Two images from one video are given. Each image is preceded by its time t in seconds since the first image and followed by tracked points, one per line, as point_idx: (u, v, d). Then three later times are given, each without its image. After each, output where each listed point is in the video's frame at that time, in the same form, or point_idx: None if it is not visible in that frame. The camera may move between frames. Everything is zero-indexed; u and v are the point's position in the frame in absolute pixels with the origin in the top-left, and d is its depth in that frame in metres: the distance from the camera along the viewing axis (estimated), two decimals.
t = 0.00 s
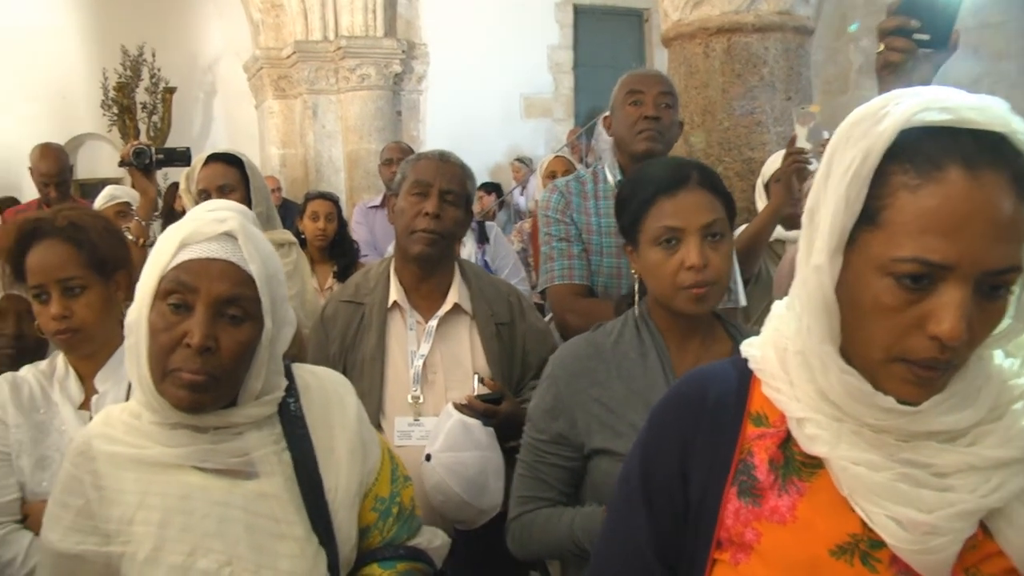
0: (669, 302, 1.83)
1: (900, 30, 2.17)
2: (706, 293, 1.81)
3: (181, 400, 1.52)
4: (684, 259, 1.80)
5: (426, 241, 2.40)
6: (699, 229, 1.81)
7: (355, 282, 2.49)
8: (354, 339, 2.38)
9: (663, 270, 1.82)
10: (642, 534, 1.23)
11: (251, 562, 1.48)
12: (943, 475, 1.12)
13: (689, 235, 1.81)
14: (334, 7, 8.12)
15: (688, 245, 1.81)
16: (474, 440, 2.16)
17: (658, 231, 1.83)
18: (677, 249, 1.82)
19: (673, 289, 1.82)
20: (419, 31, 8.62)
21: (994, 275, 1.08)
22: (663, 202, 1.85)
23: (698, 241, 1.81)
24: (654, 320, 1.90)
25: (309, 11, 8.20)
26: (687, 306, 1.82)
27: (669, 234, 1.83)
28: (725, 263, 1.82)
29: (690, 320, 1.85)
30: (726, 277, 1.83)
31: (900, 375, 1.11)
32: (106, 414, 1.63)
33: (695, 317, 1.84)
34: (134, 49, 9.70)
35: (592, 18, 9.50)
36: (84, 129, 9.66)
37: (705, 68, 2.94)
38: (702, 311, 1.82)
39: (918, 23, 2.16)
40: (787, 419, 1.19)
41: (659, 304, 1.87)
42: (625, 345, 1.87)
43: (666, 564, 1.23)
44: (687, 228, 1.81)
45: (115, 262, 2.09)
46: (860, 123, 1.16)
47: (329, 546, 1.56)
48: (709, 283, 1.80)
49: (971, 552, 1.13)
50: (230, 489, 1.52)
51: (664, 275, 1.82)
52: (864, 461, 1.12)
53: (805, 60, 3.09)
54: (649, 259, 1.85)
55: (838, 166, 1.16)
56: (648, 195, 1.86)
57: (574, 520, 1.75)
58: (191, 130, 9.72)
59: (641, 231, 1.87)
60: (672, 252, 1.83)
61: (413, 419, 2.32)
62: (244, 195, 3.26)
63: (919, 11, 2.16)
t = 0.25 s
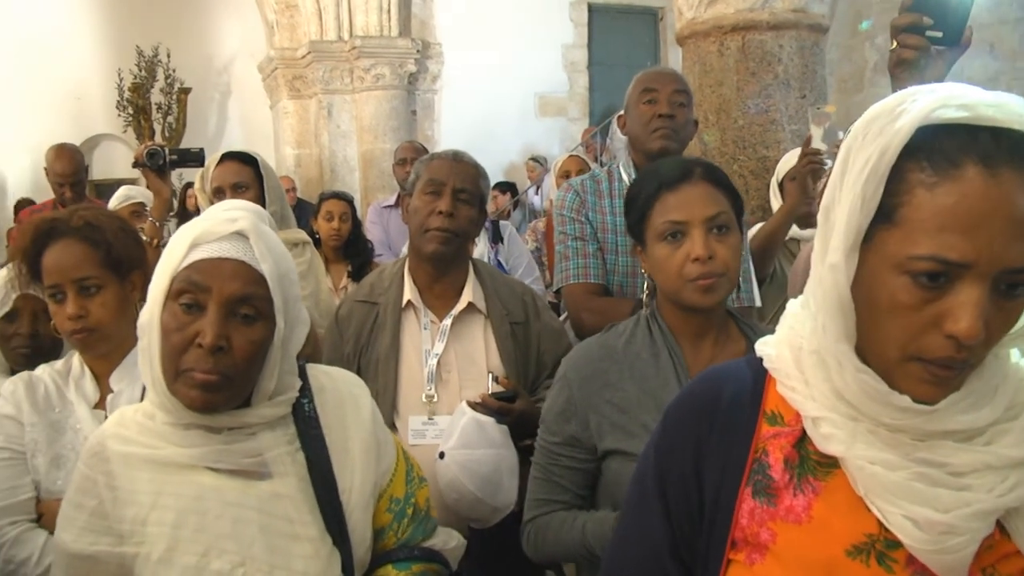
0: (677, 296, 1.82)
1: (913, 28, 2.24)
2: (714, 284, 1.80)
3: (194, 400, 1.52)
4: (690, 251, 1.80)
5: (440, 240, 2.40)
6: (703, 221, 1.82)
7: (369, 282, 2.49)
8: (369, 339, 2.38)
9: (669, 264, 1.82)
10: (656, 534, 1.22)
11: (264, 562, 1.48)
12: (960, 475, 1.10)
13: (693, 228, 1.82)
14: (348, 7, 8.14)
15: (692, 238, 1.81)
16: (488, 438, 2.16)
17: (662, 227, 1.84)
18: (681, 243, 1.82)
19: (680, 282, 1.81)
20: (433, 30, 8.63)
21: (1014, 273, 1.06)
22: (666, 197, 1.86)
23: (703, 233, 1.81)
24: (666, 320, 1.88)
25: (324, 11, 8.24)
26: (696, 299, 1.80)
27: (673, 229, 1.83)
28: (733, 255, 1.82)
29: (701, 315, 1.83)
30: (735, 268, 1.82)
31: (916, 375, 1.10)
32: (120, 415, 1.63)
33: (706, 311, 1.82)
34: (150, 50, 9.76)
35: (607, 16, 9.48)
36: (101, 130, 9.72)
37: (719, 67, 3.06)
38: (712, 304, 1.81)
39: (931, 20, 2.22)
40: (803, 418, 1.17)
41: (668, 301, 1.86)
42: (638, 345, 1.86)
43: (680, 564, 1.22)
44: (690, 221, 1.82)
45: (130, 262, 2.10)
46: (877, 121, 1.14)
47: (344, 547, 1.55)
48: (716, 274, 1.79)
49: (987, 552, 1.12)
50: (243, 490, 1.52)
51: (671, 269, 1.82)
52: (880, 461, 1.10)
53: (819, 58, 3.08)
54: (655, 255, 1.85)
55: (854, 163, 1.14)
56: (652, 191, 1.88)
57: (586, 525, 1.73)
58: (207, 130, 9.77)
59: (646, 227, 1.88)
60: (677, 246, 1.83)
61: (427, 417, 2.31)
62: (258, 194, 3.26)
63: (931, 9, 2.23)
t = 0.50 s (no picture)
0: (679, 293, 1.82)
1: (918, 27, 2.23)
2: (715, 279, 1.79)
3: (199, 400, 1.51)
4: (689, 247, 1.80)
5: (448, 240, 2.40)
6: (701, 217, 1.82)
7: (377, 282, 2.49)
8: (376, 339, 2.38)
9: (669, 261, 1.82)
10: (664, 534, 1.21)
11: (271, 563, 1.48)
12: (968, 473, 1.09)
13: (691, 224, 1.82)
14: (355, 8, 8.15)
15: (690, 234, 1.81)
16: (499, 437, 2.15)
17: (660, 225, 1.85)
18: (680, 240, 1.82)
19: (681, 278, 1.81)
20: (440, 31, 8.63)
21: (1022, 271, 1.05)
22: (664, 196, 1.87)
23: (701, 228, 1.81)
24: (670, 320, 1.87)
25: (331, 12, 8.25)
26: (697, 295, 1.80)
27: (672, 226, 1.83)
28: (733, 249, 1.81)
29: (704, 312, 1.82)
30: (736, 262, 1.81)
31: (924, 374, 1.09)
32: (127, 416, 1.63)
33: (708, 306, 1.81)
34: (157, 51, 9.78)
35: (614, 16, 9.48)
36: (109, 131, 9.75)
37: (726, 66, 3.06)
38: (714, 299, 1.80)
39: (936, 20, 2.21)
40: (810, 417, 1.16)
41: (671, 299, 1.85)
42: (644, 345, 1.85)
43: (688, 564, 1.21)
44: (688, 217, 1.82)
45: (139, 263, 2.10)
46: (884, 120, 1.14)
47: (350, 547, 1.55)
48: (715, 268, 1.78)
49: (996, 550, 1.11)
50: (250, 490, 1.52)
51: (671, 266, 1.82)
52: (888, 460, 1.09)
53: (827, 57, 3.07)
54: (655, 253, 1.86)
55: (862, 162, 1.14)
56: (650, 191, 1.89)
57: (588, 534, 1.72)
58: (214, 131, 9.79)
59: (646, 226, 1.88)
60: (676, 243, 1.83)
61: (438, 417, 2.31)
62: (264, 193, 3.26)
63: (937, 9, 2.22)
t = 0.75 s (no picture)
0: (683, 292, 1.81)
1: (927, 28, 2.28)
2: (720, 278, 1.79)
3: (208, 399, 1.52)
4: (693, 246, 1.79)
5: (454, 240, 2.40)
6: (704, 216, 1.81)
7: (383, 281, 2.49)
8: (383, 338, 2.38)
9: (673, 260, 1.82)
10: (672, 533, 1.22)
11: (279, 562, 1.48)
12: (977, 473, 1.09)
13: (694, 223, 1.82)
14: (360, 8, 8.16)
15: (694, 233, 1.81)
16: (507, 436, 2.15)
17: (664, 224, 1.85)
18: (684, 239, 1.82)
19: (685, 277, 1.80)
20: (445, 30, 8.63)
21: None
22: (667, 195, 1.87)
23: (705, 228, 1.81)
24: (676, 321, 1.87)
25: (336, 11, 8.26)
26: (703, 294, 1.79)
27: (676, 226, 1.83)
28: (738, 248, 1.81)
29: (710, 311, 1.82)
30: (741, 261, 1.81)
31: (933, 373, 1.09)
32: (135, 414, 1.64)
33: (713, 306, 1.81)
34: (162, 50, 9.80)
35: (619, 15, 9.47)
36: (114, 130, 9.77)
37: (732, 65, 3.05)
38: (720, 298, 1.79)
39: (944, 22, 2.26)
40: (818, 417, 1.16)
41: (676, 299, 1.85)
42: (650, 345, 1.84)
43: (696, 563, 1.21)
44: (692, 216, 1.82)
45: (146, 262, 2.11)
46: (894, 119, 1.13)
47: (358, 546, 1.55)
48: (719, 267, 1.78)
49: (1006, 552, 1.11)
50: (258, 490, 1.52)
51: (676, 266, 1.81)
52: (897, 460, 1.09)
53: (833, 56, 3.07)
54: (660, 253, 1.86)
55: (872, 161, 1.13)
56: (653, 191, 1.89)
57: (584, 541, 1.73)
58: (219, 130, 9.81)
59: (650, 226, 1.89)
60: (680, 242, 1.82)
61: (445, 416, 2.31)
62: (269, 191, 3.26)
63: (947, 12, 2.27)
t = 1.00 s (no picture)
0: (687, 293, 1.82)
1: (934, 30, 2.29)
2: (725, 278, 1.79)
3: (216, 398, 1.52)
4: (697, 247, 1.80)
5: (460, 240, 2.40)
6: (709, 216, 1.82)
7: (389, 280, 2.49)
8: (388, 338, 2.38)
9: (677, 261, 1.82)
10: (677, 533, 1.22)
11: (285, 561, 1.48)
12: (982, 474, 1.09)
13: (699, 224, 1.82)
14: (364, 8, 8.17)
15: (699, 233, 1.81)
16: (510, 438, 2.16)
17: (668, 225, 1.85)
18: (688, 239, 1.82)
19: (689, 278, 1.81)
20: (448, 30, 8.64)
21: None
22: (672, 196, 1.87)
23: (709, 228, 1.81)
24: (680, 321, 1.87)
25: (339, 11, 8.26)
26: (707, 295, 1.79)
27: (680, 226, 1.83)
28: (742, 248, 1.81)
29: (714, 312, 1.82)
30: (745, 261, 1.81)
31: (938, 374, 1.09)
32: (142, 413, 1.64)
33: (718, 307, 1.81)
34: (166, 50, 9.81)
35: (622, 16, 9.48)
36: (117, 130, 9.78)
37: (736, 66, 3.06)
38: (724, 299, 1.80)
39: (952, 24, 2.27)
40: (824, 417, 1.16)
41: (680, 299, 1.85)
42: (654, 346, 1.85)
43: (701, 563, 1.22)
44: (696, 217, 1.82)
45: (150, 262, 2.12)
46: (900, 120, 1.14)
47: (364, 546, 1.56)
48: (724, 267, 1.78)
49: (1011, 553, 1.11)
50: (265, 488, 1.53)
51: (680, 266, 1.82)
52: (902, 460, 1.09)
53: (837, 57, 3.07)
54: (664, 253, 1.86)
55: (878, 162, 1.13)
56: (657, 191, 1.90)
57: (583, 555, 1.74)
58: (222, 130, 9.82)
59: (655, 227, 1.89)
60: (684, 243, 1.83)
61: (449, 416, 2.32)
62: (274, 190, 3.27)
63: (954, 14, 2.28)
